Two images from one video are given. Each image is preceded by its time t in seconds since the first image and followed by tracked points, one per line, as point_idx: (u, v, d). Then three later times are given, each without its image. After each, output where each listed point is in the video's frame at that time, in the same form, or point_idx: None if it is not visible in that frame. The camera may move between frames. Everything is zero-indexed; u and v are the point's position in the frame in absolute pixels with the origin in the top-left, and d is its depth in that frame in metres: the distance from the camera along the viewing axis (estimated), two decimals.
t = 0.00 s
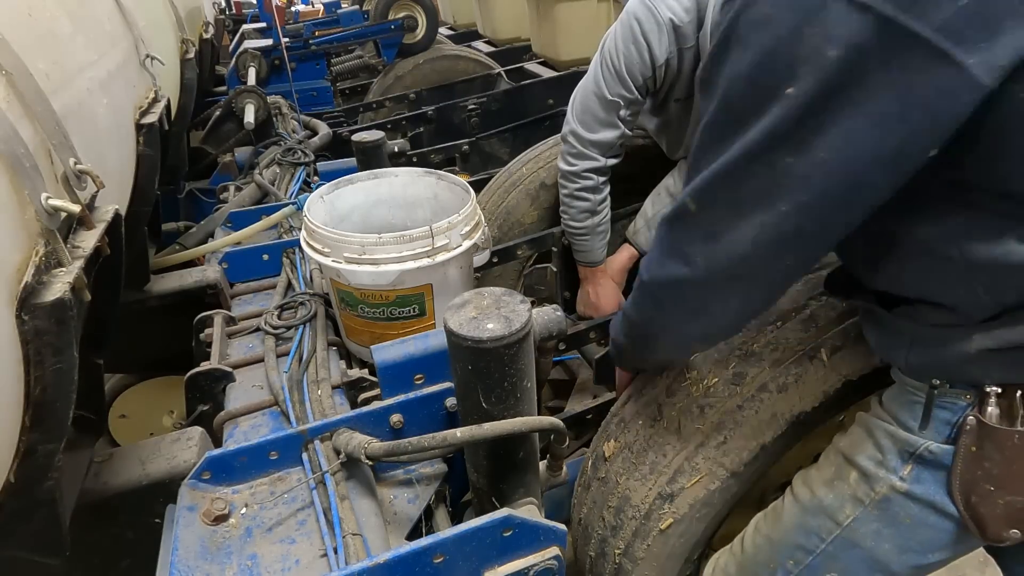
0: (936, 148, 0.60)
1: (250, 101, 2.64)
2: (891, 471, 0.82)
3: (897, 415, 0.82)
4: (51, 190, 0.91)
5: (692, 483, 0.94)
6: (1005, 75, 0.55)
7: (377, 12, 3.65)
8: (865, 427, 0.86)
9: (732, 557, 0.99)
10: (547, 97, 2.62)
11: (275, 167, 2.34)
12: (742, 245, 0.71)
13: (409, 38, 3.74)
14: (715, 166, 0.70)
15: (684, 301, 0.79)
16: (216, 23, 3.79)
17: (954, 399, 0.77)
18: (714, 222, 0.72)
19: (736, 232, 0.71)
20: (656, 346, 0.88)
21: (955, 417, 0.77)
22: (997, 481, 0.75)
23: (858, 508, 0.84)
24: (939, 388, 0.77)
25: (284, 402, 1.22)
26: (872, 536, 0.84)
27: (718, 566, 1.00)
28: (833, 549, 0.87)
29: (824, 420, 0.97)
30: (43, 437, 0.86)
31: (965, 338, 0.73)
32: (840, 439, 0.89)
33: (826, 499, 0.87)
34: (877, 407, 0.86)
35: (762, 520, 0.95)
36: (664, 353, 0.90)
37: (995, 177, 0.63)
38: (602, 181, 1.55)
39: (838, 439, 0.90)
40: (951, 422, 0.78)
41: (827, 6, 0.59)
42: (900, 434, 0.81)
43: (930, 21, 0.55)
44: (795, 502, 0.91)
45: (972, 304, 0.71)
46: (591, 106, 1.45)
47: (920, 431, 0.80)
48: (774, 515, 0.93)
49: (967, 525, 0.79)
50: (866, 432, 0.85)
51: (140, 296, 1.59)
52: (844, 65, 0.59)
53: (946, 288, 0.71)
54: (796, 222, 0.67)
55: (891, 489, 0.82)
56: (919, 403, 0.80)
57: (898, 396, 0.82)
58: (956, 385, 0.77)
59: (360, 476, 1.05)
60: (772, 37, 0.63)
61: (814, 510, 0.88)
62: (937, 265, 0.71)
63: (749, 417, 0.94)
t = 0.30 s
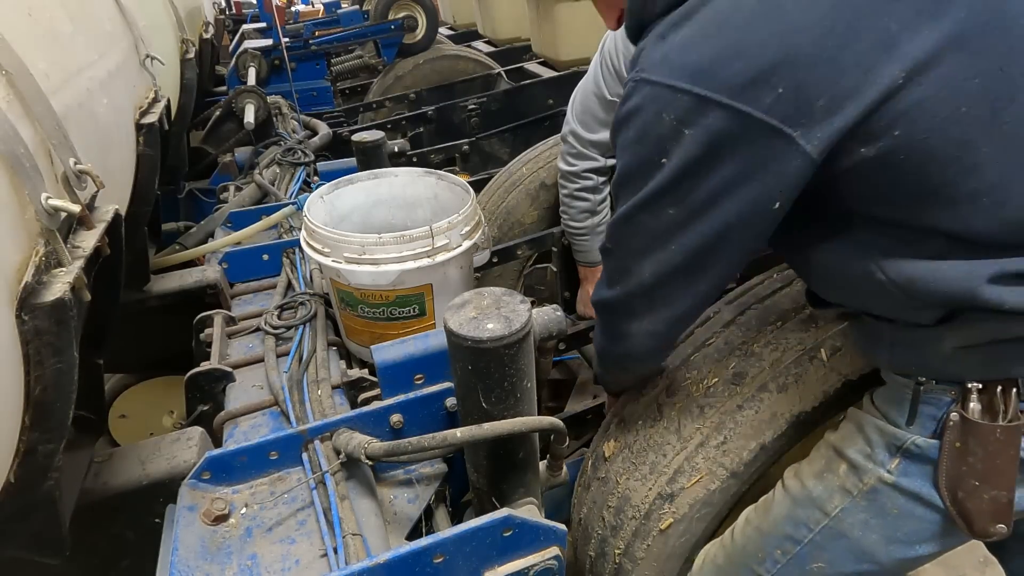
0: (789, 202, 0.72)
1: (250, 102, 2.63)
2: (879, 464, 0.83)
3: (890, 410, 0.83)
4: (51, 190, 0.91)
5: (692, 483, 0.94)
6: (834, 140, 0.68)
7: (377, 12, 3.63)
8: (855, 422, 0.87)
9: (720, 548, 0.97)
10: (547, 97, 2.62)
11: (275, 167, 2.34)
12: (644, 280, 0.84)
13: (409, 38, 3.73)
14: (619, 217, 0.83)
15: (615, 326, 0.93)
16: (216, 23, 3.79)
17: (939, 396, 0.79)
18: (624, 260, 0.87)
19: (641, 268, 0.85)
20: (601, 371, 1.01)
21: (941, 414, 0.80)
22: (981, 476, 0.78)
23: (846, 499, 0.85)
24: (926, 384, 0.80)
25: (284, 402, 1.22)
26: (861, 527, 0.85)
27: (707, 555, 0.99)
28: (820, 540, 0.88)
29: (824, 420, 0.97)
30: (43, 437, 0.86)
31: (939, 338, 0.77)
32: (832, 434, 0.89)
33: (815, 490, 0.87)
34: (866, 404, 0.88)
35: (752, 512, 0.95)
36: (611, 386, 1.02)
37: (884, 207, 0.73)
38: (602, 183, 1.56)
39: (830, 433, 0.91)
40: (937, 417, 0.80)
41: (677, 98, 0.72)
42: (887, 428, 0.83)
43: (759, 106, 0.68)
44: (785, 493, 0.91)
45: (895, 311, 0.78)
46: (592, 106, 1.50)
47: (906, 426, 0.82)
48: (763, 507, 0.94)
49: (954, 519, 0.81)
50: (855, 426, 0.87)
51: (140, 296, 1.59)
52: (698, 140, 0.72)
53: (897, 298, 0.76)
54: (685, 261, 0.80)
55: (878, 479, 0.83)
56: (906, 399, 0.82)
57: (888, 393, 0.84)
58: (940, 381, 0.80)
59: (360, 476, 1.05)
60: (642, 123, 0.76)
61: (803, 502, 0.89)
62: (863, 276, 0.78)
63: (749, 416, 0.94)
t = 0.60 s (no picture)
0: (761, 213, 0.74)
1: (250, 102, 2.63)
2: (878, 463, 0.83)
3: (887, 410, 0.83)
4: (51, 190, 0.91)
5: (692, 483, 0.94)
6: (796, 154, 0.71)
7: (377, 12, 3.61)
8: (853, 422, 0.87)
9: (719, 547, 0.97)
10: (547, 97, 2.62)
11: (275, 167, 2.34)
12: (627, 289, 0.86)
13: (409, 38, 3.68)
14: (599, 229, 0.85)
15: (603, 336, 0.94)
16: (216, 23, 3.78)
17: (937, 396, 0.79)
18: (607, 271, 0.88)
19: (623, 278, 0.86)
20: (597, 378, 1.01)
21: (938, 413, 0.80)
22: (978, 475, 0.78)
23: (845, 498, 0.85)
24: (923, 384, 0.80)
25: (284, 402, 1.22)
26: (859, 526, 0.85)
27: (707, 555, 0.99)
28: (820, 540, 0.88)
29: (825, 420, 0.97)
30: (44, 437, 0.86)
31: (931, 339, 0.77)
32: (831, 434, 0.90)
33: (813, 489, 0.87)
34: (865, 403, 0.88)
35: (751, 511, 0.95)
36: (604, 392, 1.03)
37: (861, 212, 0.75)
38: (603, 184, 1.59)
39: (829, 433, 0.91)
40: (935, 417, 0.80)
41: (650, 118, 0.74)
42: (886, 428, 0.83)
43: (725, 124, 0.71)
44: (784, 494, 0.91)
45: (878, 312, 0.80)
46: (591, 106, 1.55)
47: (903, 425, 0.82)
48: (761, 506, 0.93)
49: (952, 519, 0.81)
50: (853, 427, 0.87)
51: (140, 296, 1.59)
52: (672, 157, 0.74)
53: (885, 300, 0.78)
54: (664, 271, 0.81)
55: (877, 479, 0.83)
56: (904, 398, 0.82)
57: (887, 393, 0.84)
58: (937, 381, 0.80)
59: (360, 476, 1.05)
60: (617, 141, 0.78)
61: (802, 501, 0.89)
62: (847, 279, 0.80)
63: (749, 416, 0.94)
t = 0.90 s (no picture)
0: (757, 222, 0.74)
1: (250, 102, 2.63)
2: (878, 465, 0.83)
3: (888, 411, 0.84)
4: (51, 190, 0.91)
5: (692, 483, 0.94)
6: (792, 166, 0.71)
7: (377, 12, 3.60)
8: (854, 424, 0.87)
9: (719, 547, 0.97)
10: (547, 97, 2.61)
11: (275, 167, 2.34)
12: (627, 299, 0.86)
13: (409, 38, 3.67)
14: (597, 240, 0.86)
15: (604, 344, 0.95)
16: (216, 23, 3.78)
17: (937, 398, 0.80)
18: (607, 281, 0.89)
19: (623, 288, 0.87)
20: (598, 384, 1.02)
21: (939, 415, 0.80)
22: (978, 477, 0.78)
23: (845, 499, 0.85)
24: (924, 386, 0.80)
25: (284, 402, 1.22)
26: (859, 527, 0.85)
27: (707, 555, 0.99)
28: (820, 540, 0.88)
29: (825, 419, 0.97)
30: (44, 437, 0.86)
31: (931, 342, 0.77)
32: (831, 435, 0.90)
33: (814, 490, 0.88)
34: (866, 404, 0.88)
35: (751, 512, 0.95)
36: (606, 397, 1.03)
37: (860, 220, 0.75)
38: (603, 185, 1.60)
39: (829, 433, 0.91)
40: (936, 418, 0.80)
41: (642, 131, 0.75)
42: (886, 429, 0.83)
43: (718, 136, 0.71)
44: (785, 495, 0.91)
45: (878, 319, 0.80)
46: (590, 107, 1.56)
47: (903, 427, 0.82)
48: (762, 507, 0.93)
49: (952, 521, 0.81)
50: (853, 428, 0.87)
51: (140, 296, 1.59)
52: (667, 170, 0.75)
53: (882, 307, 0.78)
54: (663, 280, 0.82)
55: (878, 480, 0.83)
56: (905, 399, 0.82)
57: (888, 395, 0.84)
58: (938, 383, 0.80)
59: (360, 476, 1.05)
60: (611, 154, 0.79)
61: (802, 501, 0.89)
62: (846, 286, 0.80)
63: (749, 416, 0.94)
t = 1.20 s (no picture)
0: (746, 225, 0.75)
1: (250, 102, 2.63)
2: (878, 465, 0.83)
3: (888, 411, 0.84)
4: (51, 190, 0.91)
5: (692, 483, 0.94)
6: (779, 170, 0.71)
7: (377, 11, 3.59)
8: (855, 424, 0.87)
9: (719, 547, 0.97)
10: (547, 97, 2.61)
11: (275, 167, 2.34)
12: (618, 303, 0.86)
13: (409, 38, 3.67)
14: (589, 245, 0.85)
15: (599, 349, 0.94)
16: (217, 23, 3.78)
17: (938, 397, 0.79)
18: (597, 285, 0.88)
19: (614, 292, 0.86)
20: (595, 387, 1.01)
21: (940, 415, 0.80)
22: (979, 477, 0.78)
23: (845, 499, 0.85)
24: (924, 386, 0.80)
25: (284, 402, 1.22)
26: (859, 527, 0.85)
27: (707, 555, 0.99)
28: (821, 540, 0.88)
29: (826, 419, 0.97)
30: (44, 437, 0.86)
31: (929, 343, 0.77)
32: (831, 435, 0.90)
33: (814, 490, 0.87)
34: (867, 403, 0.88)
35: (751, 512, 0.95)
36: (602, 400, 1.03)
37: (850, 224, 0.75)
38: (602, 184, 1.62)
39: (830, 433, 0.91)
40: (936, 418, 0.80)
41: (633, 137, 0.75)
42: (886, 429, 0.83)
43: (706, 142, 0.71)
44: (785, 495, 0.91)
45: (876, 320, 0.80)
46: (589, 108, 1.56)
47: (904, 427, 0.82)
48: (762, 506, 0.93)
49: (953, 521, 0.81)
50: (853, 428, 0.87)
51: (140, 296, 1.59)
52: (659, 175, 0.75)
53: (878, 307, 0.77)
54: (655, 284, 0.82)
55: (878, 480, 0.83)
56: (906, 398, 0.82)
57: (890, 394, 0.84)
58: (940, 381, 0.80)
59: (360, 476, 1.05)
60: (604, 159, 0.79)
61: (802, 501, 0.89)
62: (844, 288, 0.80)
63: (749, 416, 0.94)
